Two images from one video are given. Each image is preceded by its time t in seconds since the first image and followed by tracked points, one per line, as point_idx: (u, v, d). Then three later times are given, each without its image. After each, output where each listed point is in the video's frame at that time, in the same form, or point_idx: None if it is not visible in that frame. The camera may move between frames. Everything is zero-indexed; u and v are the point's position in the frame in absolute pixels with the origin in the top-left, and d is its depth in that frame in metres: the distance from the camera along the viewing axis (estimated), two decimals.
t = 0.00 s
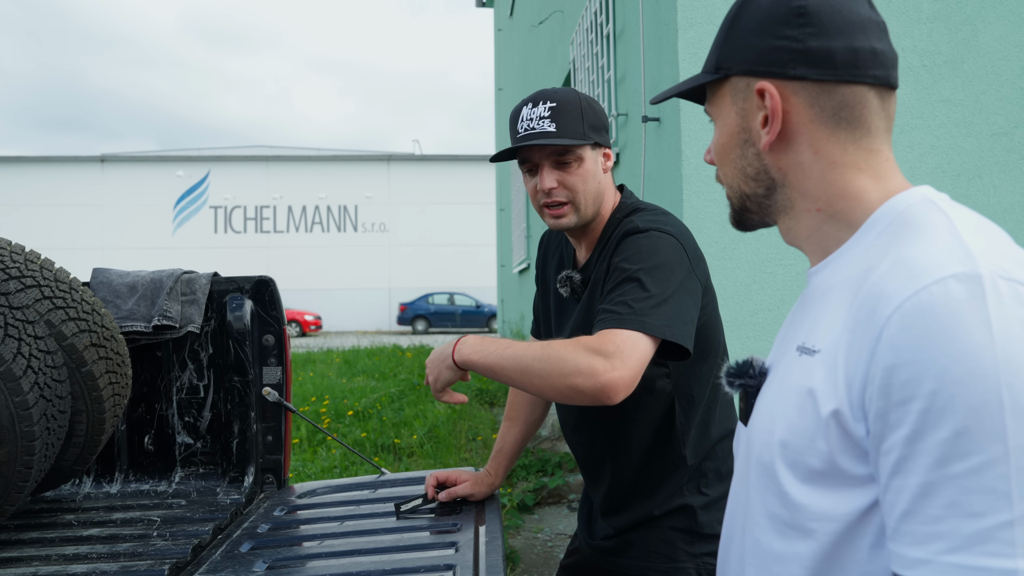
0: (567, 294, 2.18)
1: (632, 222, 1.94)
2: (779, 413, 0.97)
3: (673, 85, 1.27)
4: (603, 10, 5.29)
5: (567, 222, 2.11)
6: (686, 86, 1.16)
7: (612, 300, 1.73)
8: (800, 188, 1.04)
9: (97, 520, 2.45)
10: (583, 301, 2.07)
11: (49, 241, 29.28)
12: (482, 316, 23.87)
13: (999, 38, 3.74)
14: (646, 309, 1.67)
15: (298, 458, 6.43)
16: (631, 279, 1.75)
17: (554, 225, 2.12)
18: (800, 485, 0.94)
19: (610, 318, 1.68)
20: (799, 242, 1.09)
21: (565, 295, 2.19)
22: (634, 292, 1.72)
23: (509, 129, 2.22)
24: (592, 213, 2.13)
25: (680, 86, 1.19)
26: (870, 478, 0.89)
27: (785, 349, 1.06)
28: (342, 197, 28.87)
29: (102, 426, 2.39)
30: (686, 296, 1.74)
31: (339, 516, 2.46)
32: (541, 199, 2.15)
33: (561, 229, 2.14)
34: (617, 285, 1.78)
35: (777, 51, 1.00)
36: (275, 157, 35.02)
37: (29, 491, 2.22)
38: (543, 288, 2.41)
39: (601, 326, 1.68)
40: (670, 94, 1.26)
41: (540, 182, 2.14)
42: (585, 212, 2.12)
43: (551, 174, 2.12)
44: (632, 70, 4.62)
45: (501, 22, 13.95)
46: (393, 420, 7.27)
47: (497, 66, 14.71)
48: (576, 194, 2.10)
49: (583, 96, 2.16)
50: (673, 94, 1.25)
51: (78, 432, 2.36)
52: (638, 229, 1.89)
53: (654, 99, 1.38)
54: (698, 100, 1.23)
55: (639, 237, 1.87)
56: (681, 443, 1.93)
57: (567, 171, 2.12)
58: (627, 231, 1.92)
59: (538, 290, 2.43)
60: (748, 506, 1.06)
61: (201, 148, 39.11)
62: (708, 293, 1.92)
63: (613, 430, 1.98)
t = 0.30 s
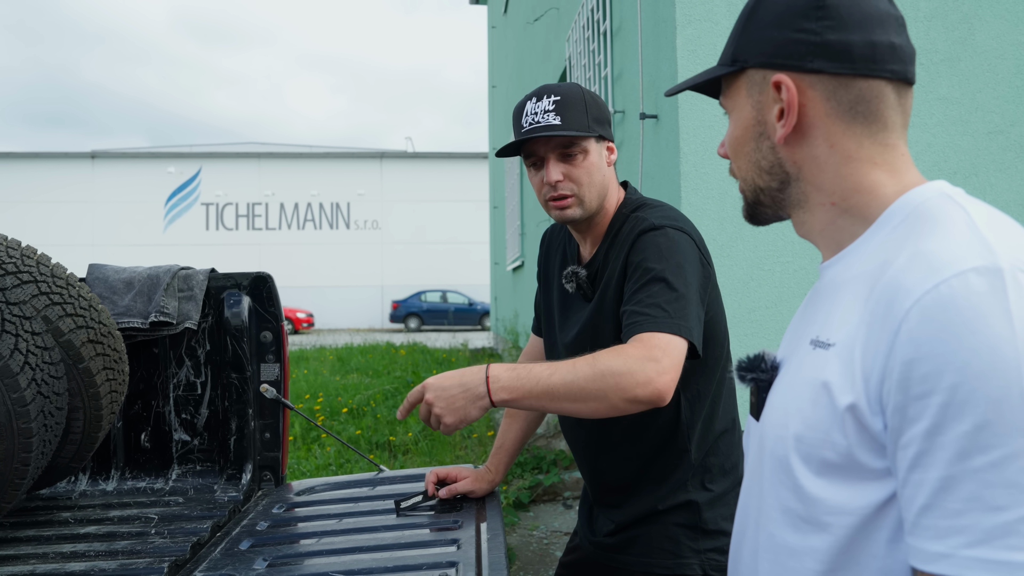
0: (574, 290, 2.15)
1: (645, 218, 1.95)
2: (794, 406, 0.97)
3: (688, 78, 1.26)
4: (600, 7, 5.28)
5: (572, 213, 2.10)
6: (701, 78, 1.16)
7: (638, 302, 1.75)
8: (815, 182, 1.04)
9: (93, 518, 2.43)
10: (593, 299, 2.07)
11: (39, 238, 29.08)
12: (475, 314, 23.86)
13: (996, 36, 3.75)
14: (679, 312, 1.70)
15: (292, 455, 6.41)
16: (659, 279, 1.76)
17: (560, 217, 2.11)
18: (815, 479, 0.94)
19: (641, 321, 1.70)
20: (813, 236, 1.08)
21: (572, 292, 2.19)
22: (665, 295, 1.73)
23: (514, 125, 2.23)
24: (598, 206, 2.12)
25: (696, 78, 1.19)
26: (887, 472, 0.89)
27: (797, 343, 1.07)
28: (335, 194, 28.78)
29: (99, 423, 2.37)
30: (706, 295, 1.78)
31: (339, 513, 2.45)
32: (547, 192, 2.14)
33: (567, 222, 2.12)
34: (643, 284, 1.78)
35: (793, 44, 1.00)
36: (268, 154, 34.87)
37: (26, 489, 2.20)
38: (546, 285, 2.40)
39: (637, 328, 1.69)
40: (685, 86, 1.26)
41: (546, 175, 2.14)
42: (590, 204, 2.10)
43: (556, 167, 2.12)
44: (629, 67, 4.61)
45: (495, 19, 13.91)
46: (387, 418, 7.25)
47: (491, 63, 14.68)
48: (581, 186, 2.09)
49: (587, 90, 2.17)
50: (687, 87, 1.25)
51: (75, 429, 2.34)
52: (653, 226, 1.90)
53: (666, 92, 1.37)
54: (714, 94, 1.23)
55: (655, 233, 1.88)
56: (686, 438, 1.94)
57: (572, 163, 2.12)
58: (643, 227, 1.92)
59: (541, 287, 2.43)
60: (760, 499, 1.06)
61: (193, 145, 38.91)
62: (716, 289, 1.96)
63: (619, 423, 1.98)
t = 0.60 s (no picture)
0: (574, 288, 2.15)
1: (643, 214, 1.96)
2: (804, 403, 0.97)
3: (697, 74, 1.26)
4: (596, 5, 5.28)
5: (569, 212, 2.10)
6: (711, 74, 1.16)
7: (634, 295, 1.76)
8: (824, 178, 1.04)
9: (89, 516, 2.42)
10: (592, 296, 2.07)
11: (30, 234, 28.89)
12: (468, 312, 23.85)
13: (991, 36, 3.77)
14: (674, 303, 1.70)
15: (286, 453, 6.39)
16: (654, 273, 1.77)
17: (557, 216, 2.11)
18: (824, 476, 0.94)
19: (636, 312, 1.70)
20: (821, 233, 1.08)
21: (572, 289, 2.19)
22: (660, 287, 1.73)
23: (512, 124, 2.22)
24: (595, 204, 2.11)
25: (706, 75, 1.19)
26: (896, 469, 0.89)
27: (807, 340, 1.07)
28: (328, 192, 28.69)
29: (94, 420, 2.36)
30: (703, 288, 1.77)
31: (335, 511, 2.44)
32: (544, 191, 2.14)
33: (565, 220, 2.12)
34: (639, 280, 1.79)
35: (805, 40, 1.01)
36: (261, 151, 34.75)
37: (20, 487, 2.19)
38: (546, 282, 2.40)
39: (633, 321, 1.69)
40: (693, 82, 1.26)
41: (542, 175, 2.13)
42: (587, 203, 2.10)
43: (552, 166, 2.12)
44: (625, 65, 4.61)
45: (490, 17, 13.89)
46: (381, 415, 7.24)
47: (485, 61, 14.66)
48: (578, 184, 2.09)
49: (585, 89, 2.16)
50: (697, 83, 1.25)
51: (70, 426, 2.32)
52: (651, 222, 1.91)
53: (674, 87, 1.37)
54: (725, 90, 1.23)
55: (653, 229, 1.88)
56: (687, 435, 1.94)
57: (568, 163, 2.12)
58: (641, 224, 1.93)
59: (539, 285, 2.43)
60: (769, 496, 1.06)
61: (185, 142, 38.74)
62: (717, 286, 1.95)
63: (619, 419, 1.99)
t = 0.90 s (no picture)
0: (567, 285, 2.16)
1: (636, 212, 1.96)
2: (811, 399, 0.98)
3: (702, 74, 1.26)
4: (590, 4, 5.28)
5: (561, 212, 2.11)
6: (717, 72, 1.16)
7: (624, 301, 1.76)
8: (829, 176, 1.04)
9: (83, 515, 2.40)
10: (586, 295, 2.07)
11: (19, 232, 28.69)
12: (461, 311, 23.83)
13: (984, 37, 3.79)
14: (665, 308, 1.70)
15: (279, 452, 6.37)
16: (645, 277, 1.76)
17: (549, 215, 2.12)
18: (831, 471, 0.95)
19: (625, 321, 1.70)
20: (825, 232, 1.09)
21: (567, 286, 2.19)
22: (651, 292, 1.73)
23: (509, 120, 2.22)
24: (587, 205, 2.12)
25: (711, 73, 1.20)
26: (905, 464, 0.90)
27: (813, 338, 1.07)
28: (320, 190, 28.61)
29: (89, 419, 2.34)
30: (694, 289, 1.78)
31: (331, 509, 2.43)
32: (538, 189, 2.14)
33: (556, 220, 2.13)
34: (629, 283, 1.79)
35: (812, 39, 1.01)
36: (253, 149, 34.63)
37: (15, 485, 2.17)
38: (542, 281, 2.39)
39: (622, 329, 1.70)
40: (699, 82, 1.26)
41: (535, 173, 2.13)
42: (580, 203, 2.11)
43: (546, 165, 2.12)
44: (620, 63, 4.62)
45: (484, 15, 13.87)
46: (374, 414, 7.22)
47: (478, 59, 14.65)
48: (572, 184, 2.10)
49: (582, 89, 2.15)
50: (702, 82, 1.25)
51: (65, 425, 2.31)
52: (642, 223, 1.90)
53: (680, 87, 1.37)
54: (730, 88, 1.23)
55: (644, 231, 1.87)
56: (680, 433, 1.95)
57: (563, 162, 2.11)
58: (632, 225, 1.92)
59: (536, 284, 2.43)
60: (776, 492, 1.07)
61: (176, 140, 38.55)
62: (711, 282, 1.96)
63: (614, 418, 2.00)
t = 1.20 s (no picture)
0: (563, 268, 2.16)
1: (642, 202, 1.95)
2: (806, 394, 0.99)
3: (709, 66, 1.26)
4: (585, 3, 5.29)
5: (562, 193, 2.11)
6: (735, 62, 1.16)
7: (639, 297, 1.79)
8: (842, 172, 1.05)
9: (78, 515, 2.39)
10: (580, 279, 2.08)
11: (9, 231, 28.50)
12: (454, 310, 23.81)
13: (977, 37, 3.81)
14: (680, 301, 1.75)
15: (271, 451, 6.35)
16: (658, 271, 1.78)
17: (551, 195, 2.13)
18: (824, 464, 0.96)
19: (643, 323, 1.75)
20: (831, 228, 1.10)
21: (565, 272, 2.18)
22: (666, 287, 1.77)
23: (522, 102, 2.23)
24: (590, 190, 2.11)
25: (728, 62, 1.19)
26: (895, 459, 0.90)
27: (812, 333, 1.08)
28: (312, 189, 28.52)
29: (83, 418, 2.33)
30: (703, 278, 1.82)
31: (327, 508, 2.43)
32: (542, 169, 2.16)
33: (557, 200, 2.14)
34: (642, 278, 1.80)
35: (841, 31, 1.01)
36: (246, 147, 34.47)
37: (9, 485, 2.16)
38: (542, 276, 2.39)
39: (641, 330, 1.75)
40: (704, 77, 1.26)
41: (541, 153, 2.14)
42: (581, 186, 2.11)
43: (553, 145, 2.12)
44: (616, 62, 4.62)
45: (477, 14, 13.86)
46: (367, 413, 7.21)
47: (471, 57, 14.63)
48: (574, 166, 2.10)
49: (596, 77, 2.16)
50: (708, 75, 1.24)
51: (59, 424, 2.29)
52: (648, 214, 1.89)
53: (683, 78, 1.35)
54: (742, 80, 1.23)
55: (646, 223, 1.87)
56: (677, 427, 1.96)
57: (569, 144, 2.12)
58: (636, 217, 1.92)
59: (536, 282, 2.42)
60: (771, 484, 1.09)
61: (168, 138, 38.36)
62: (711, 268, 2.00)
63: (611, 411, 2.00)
